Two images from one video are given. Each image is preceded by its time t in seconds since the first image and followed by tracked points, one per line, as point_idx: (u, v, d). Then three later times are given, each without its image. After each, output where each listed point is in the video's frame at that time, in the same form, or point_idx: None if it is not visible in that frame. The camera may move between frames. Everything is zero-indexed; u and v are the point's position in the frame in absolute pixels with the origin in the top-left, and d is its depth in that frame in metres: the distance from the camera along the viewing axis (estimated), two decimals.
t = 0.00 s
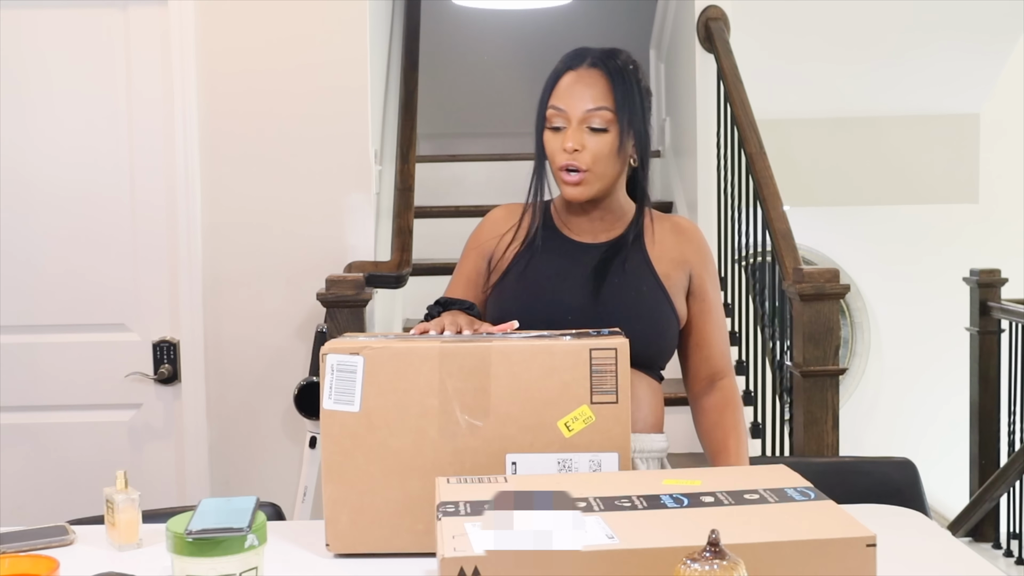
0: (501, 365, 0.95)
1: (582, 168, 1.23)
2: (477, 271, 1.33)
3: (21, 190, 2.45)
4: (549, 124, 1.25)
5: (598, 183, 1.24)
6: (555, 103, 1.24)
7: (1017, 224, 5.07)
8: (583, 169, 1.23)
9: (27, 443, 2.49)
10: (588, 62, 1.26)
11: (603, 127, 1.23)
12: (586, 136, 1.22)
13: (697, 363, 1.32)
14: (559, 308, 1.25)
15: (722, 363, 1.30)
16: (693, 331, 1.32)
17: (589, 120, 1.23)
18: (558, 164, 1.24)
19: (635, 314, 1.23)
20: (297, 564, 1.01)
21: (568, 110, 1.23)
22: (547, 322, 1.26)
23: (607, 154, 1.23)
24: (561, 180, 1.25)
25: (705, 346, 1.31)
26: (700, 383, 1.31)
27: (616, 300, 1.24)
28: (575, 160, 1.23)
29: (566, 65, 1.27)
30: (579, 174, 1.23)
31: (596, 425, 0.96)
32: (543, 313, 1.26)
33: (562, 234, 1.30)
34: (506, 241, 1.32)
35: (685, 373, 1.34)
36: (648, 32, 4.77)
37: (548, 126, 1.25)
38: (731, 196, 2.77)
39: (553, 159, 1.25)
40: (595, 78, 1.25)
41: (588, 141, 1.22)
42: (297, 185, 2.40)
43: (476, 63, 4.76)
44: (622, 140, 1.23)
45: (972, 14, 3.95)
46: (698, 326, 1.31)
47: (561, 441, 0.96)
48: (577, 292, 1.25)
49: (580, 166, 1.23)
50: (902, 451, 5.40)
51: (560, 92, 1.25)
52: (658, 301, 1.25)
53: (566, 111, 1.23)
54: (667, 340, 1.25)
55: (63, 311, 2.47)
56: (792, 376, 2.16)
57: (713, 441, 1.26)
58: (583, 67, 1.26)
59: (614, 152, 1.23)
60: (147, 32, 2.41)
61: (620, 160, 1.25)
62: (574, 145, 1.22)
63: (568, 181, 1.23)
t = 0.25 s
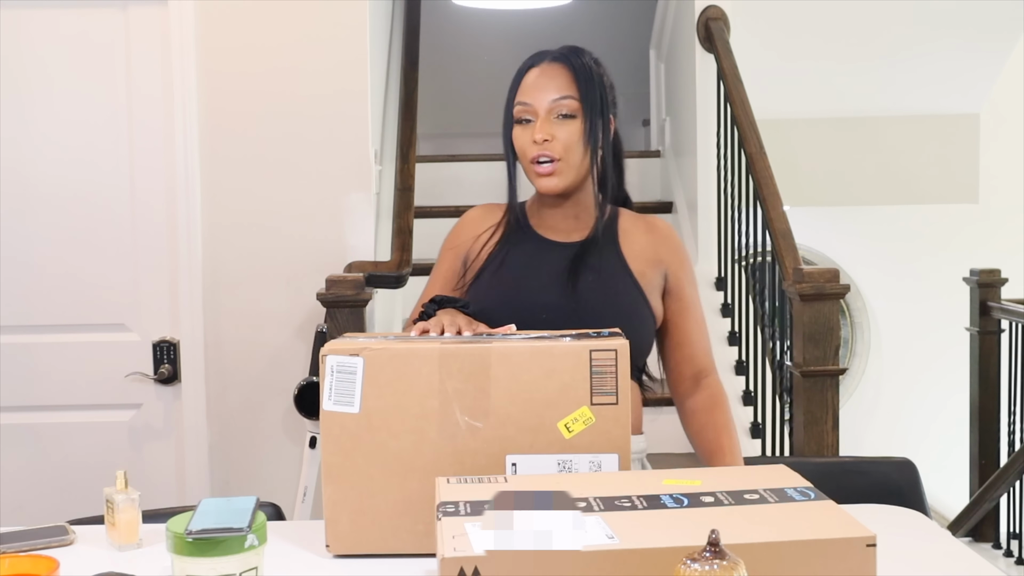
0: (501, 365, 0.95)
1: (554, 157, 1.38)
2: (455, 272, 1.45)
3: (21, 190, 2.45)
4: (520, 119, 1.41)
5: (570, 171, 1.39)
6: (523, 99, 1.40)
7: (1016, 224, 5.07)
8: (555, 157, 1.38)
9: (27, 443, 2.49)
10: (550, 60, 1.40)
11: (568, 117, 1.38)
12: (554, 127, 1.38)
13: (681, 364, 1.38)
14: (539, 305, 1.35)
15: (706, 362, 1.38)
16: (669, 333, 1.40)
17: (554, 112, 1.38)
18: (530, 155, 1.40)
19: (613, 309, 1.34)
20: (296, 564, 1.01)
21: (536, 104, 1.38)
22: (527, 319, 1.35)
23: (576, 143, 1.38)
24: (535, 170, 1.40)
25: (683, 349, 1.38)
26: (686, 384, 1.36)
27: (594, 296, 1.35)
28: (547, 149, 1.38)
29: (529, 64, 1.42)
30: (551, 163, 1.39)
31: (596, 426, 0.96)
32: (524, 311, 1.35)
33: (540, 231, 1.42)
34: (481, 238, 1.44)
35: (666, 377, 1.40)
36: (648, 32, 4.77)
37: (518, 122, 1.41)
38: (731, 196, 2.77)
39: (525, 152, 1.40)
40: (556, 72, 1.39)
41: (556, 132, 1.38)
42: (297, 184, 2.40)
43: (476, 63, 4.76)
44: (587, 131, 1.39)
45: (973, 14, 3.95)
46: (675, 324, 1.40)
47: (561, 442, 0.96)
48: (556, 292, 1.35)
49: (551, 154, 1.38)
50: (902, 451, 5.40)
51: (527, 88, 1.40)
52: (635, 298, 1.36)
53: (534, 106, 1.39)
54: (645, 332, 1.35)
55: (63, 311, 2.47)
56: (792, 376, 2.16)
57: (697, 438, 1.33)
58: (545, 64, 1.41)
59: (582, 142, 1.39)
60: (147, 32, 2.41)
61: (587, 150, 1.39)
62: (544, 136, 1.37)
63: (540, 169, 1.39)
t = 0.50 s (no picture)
0: (502, 370, 0.95)
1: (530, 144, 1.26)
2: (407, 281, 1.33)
3: (21, 190, 2.45)
4: (492, 103, 1.27)
5: (540, 164, 1.27)
6: (501, 82, 1.27)
7: (1016, 224, 5.07)
8: (530, 144, 1.26)
9: (27, 443, 2.49)
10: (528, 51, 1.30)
11: (548, 108, 1.27)
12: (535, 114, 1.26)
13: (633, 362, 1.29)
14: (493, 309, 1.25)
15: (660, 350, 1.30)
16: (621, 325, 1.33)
17: (536, 100, 1.27)
18: (502, 139, 1.26)
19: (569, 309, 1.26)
20: (295, 566, 1.01)
21: (517, 90, 1.27)
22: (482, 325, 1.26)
23: (553, 134, 1.27)
24: (504, 156, 1.26)
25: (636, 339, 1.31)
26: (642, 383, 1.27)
27: (553, 298, 1.27)
28: (524, 134, 1.25)
29: (503, 51, 1.31)
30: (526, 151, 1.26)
31: (596, 431, 0.96)
32: (475, 317, 1.26)
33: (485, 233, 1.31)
34: (432, 242, 1.33)
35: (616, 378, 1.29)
36: (649, 32, 4.78)
37: (489, 105, 1.28)
38: (731, 196, 2.78)
39: (496, 135, 1.26)
40: (535, 60, 1.29)
41: (536, 119, 1.26)
42: (297, 184, 2.40)
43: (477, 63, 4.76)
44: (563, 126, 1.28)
45: (973, 14, 3.95)
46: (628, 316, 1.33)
47: (561, 446, 0.96)
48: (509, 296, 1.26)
49: (527, 140, 1.25)
50: (903, 451, 5.39)
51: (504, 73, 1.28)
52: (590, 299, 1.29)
53: (513, 91, 1.27)
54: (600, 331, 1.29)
55: (63, 311, 2.47)
56: (792, 375, 2.16)
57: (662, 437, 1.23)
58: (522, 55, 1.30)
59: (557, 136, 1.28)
60: (147, 31, 2.41)
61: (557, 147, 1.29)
62: (524, 120, 1.25)
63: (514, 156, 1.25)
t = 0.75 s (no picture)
0: (502, 365, 0.95)
1: (503, 143, 1.31)
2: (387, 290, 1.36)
3: (21, 191, 2.45)
4: (462, 106, 1.33)
5: (516, 161, 1.33)
6: (469, 85, 1.33)
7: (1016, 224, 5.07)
8: (503, 143, 1.31)
9: (27, 443, 2.49)
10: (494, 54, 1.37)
11: (517, 107, 1.34)
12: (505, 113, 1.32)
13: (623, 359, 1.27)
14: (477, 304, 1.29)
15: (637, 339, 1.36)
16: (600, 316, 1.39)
17: (505, 100, 1.33)
18: (475, 139, 1.31)
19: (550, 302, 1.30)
20: (296, 565, 1.01)
21: (485, 92, 1.33)
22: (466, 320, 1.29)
23: (525, 131, 1.32)
24: (479, 157, 1.32)
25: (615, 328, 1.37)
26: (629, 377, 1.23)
27: (535, 292, 1.31)
28: (496, 134, 1.31)
29: (469, 54, 1.37)
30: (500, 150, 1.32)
31: (597, 426, 0.96)
32: (464, 315, 1.29)
33: (464, 234, 1.37)
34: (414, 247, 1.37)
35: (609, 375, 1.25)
36: (648, 32, 4.78)
37: (461, 108, 1.33)
38: (731, 195, 2.77)
39: (468, 135, 1.31)
40: (502, 61, 1.36)
41: (508, 118, 1.32)
42: (297, 184, 2.40)
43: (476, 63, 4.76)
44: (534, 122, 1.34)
45: (973, 14, 3.95)
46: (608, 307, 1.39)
47: (562, 441, 0.96)
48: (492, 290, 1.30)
49: (499, 140, 1.31)
50: (903, 451, 5.39)
51: (472, 77, 1.34)
52: (572, 292, 1.33)
53: (483, 93, 1.33)
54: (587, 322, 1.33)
55: (63, 311, 2.47)
56: (792, 376, 2.16)
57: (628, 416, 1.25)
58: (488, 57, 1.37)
59: (529, 132, 1.34)
60: (147, 32, 2.41)
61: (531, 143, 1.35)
62: (495, 120, 1.31)
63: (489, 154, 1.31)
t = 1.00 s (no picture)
0: (502, 368, 0.95)
1: (494, 150, 1.31)
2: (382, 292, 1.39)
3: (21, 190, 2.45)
4: (453, 112, 1.33)
5: (507, 167, 1.33)
6: (460, 91, 1.33)
7: (1016, 224, 5.07)
8: (494, 151, 1.31)
9: (28, 443, 2.49)
10: (484, 57, 1.36)
11: (508, 113, 1.33)
12: (496, 120, 1.32)
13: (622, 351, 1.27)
14: (465, 304, 1.30)
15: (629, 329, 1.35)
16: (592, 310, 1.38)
17: (496, 107, 1.33)
18: (466, 147, 1.31)
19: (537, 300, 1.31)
20: (296, 566, 1.01)
21: (476, 98, 1.33)
22: (453, 321, 1.31)
23: (516, 138, 1.32)
24: (470, 164, 1.32)
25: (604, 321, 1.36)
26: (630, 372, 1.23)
27: (524, 290, 1.32)
28: (487, 142, 1.31)
29: (459, 58, 1.36)
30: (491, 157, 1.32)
31: (597, 429, 0.96)
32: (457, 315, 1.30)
33: (455, 236, 1.38)
34: (405, 248, 1.39)
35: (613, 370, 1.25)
36: (648, 32, 4.78)
37: (451, 114, 1.33)
38: (731, 195, 2.77)
39: (459, 143, 1.31)
40: (493, 66, 1.35)
41: (498, 125, 1.32)
42: (297, 184, 2.40)
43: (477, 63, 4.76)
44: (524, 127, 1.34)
45: (973, 14, 3.95)
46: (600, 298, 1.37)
47: (562, 444, 0.96)
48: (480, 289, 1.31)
49: (491, 148, 1.31)
50: (903, 451, 5.39)
51: (462, 82, 1.33)
52: (560, 289, 1.33)
53: (474, 99, 1.33)
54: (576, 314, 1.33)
55: (63, 311, 2.47)
56: (792, 376, 2.16)
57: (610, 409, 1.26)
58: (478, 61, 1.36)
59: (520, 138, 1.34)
60: (147, 32, 2.41)
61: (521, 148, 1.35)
62: (487, 128, 1.31)
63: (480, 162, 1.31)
